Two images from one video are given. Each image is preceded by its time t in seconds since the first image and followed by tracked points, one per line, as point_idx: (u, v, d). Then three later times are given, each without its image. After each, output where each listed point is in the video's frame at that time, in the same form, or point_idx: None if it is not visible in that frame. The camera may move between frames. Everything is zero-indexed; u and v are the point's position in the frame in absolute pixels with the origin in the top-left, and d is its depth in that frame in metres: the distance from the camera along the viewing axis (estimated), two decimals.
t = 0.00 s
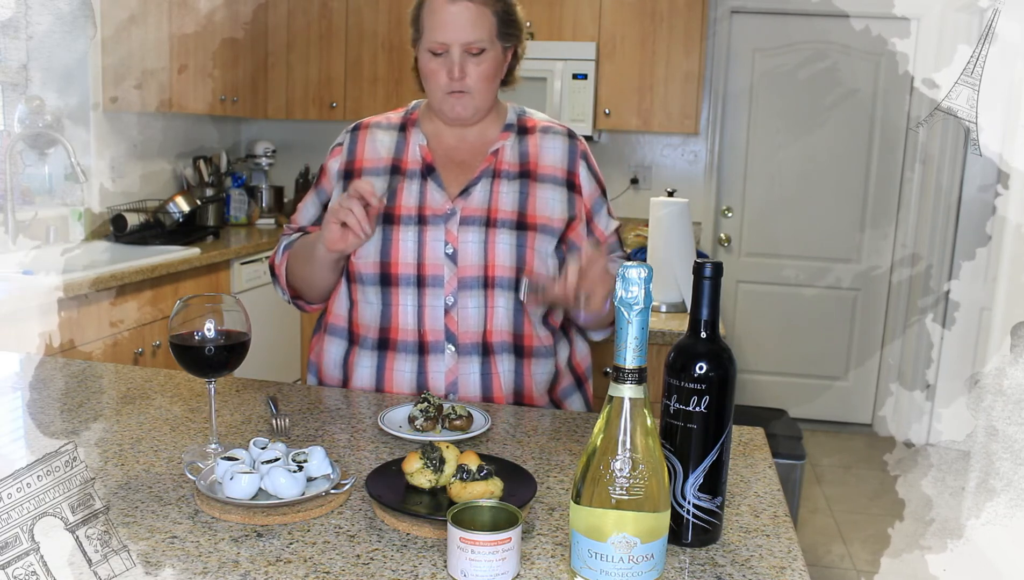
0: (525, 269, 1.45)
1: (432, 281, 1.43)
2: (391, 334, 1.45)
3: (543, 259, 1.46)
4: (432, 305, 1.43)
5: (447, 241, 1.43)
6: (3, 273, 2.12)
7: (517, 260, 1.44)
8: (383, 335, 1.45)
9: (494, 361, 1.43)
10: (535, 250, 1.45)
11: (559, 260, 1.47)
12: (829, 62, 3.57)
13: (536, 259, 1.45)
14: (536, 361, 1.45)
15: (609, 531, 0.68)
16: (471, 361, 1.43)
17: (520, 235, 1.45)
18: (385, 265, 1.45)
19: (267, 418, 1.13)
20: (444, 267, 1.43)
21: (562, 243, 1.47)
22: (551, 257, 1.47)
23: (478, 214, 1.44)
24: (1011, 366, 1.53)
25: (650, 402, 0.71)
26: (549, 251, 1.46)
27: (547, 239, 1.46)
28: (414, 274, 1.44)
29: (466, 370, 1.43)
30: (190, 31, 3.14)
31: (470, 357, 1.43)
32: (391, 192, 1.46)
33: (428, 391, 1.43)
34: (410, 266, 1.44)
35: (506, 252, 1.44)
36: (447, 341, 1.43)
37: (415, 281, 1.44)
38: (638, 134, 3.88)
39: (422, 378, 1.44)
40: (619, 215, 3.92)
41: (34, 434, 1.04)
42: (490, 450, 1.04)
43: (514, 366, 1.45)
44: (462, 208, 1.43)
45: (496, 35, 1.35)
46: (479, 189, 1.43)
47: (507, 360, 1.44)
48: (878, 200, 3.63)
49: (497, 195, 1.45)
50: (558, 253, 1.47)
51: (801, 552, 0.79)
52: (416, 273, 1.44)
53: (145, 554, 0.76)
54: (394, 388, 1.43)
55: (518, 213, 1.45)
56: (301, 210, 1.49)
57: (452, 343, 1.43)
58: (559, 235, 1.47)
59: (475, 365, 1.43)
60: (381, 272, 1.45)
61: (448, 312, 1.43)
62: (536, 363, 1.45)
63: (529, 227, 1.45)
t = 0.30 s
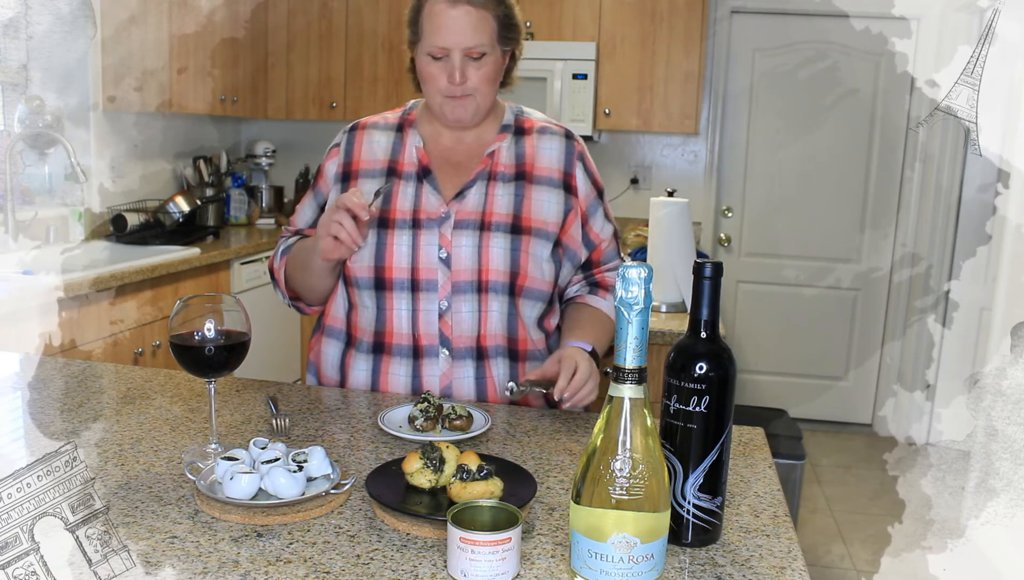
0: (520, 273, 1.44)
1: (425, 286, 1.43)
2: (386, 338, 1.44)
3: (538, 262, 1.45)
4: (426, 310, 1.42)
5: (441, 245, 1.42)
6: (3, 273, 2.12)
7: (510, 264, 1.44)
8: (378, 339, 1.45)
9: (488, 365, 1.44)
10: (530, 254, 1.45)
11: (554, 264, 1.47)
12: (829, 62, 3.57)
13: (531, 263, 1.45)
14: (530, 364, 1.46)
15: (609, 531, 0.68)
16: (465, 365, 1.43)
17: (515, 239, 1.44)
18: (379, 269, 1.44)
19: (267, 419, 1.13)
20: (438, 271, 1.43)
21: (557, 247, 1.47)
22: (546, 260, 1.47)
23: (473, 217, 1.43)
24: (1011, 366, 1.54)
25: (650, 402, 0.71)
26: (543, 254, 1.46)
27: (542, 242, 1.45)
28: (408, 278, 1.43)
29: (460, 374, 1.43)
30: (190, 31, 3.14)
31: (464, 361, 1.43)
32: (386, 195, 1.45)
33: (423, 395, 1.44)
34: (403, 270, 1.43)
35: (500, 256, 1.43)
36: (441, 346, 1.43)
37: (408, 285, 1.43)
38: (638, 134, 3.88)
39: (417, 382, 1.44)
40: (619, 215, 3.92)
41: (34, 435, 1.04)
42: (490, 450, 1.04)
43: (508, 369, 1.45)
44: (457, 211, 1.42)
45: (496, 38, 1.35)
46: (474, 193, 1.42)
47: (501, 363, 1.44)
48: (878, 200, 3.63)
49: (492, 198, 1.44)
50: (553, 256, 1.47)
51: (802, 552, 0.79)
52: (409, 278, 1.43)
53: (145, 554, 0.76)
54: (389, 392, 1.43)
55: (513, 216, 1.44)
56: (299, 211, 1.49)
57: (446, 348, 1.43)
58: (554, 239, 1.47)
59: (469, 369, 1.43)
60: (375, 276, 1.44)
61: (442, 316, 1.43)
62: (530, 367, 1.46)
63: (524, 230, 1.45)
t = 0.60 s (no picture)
0: (518, 273, 1.44)
1: (424, 285, 1.43)
2: (384, 338, 1.44)
3: (537, 261, 1.45)
4: (423, 310, 1.42)
5: (439, 245, 1.42)
6: (3, 272, 2.12)
7: (508, 264, 1.44)
8: (377, 339, 1.45)
9: (486, 365, 1.44)
10: (528, 254, 1.45)
11: (553, 264, 1.47)
12: (829, 62, 3.57)
13: (528, 262, 1.45)
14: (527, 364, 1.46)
15: (609, 531, 0.68)
16: (463, 365, 1.43)
17: (513, 239, 1.44)
18: (377, 269, 1.44)
19: (267, 419, 1.13)
20: (436, 271, 1.42)
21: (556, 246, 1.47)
22: (545, 260, 1.46)
23: (471, 217, 1.43)
24: (1010, 366, 1.55)
25: (650, 402, 0.71)
26: (542, 254, 1.46)
27: (540, 241, 1.45)
28: (405, 278, 1.43)
29: (458, 374, 1.43)
30: (190, 31, 3.14)
31: (462, 361, 1.43)
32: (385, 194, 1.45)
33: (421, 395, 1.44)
34: (402, 270, 1.43)
35: (498, 256, 1.43)
36: (439, 345, 1.43)
37: (406, 285, 1.43)
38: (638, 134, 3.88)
39: (414, 382, 1.44)
40: (619, 215, 3.92)
41: (34, 434, 1.04)
42: (490, 450, 1.04)
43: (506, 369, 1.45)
44: (455, 211, 1.42)
45: (498, 39, 1.35)
46: (472, 192, 1.42)
47: (499, 363, 1.44)
48: (878, 199, 3.63)
49: (491, 197, 1.44)
50: (552, 256, 1.47)
51: (801, 552, 0.79)
52: (408, 278, 1.43)
53: (145, 554, 0.76)
54: (387, 391, 1.43)
55: (512, 216, 1.44)
56: (298, 212, 1.49)
57: (444, 347, 1.43)
58: (553, 238, 1.47)
59: (467, 369, 1.43)
60: (373, 276, 1.44)
61: (440, 315, 1.43)
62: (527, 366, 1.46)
63: (522, 229, 1.45)
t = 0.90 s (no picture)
0: (519, 272, 1.44)
1: (425, 285, 1.43)
2: (385, 338, 1.44)
3: (539, 262, 1.45)
4: (424, 310, 1.42)
5: (441, 244, 1.42)
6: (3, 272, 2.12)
7: (510, 263, 1.44)
8: (377, 339, 1.45)
9: (487, 365, 1.44)
10: (530, 254, 1.45)
11: (555, 264, 1.47)
12: (829, 62, 3.57)
13: (530, 262, 1.45)
14: (527, 365, 1.46)
15: (609, 531, 0.68)
16: (464, 365, 1.43)
17: (514, 239, 1.44)
18: (379, 269, 1.44)
19: (267, 419, 1.13)
20: (437, 270, 1.42)
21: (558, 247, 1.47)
22: (546, 260, 1.46)
23: (473, 216, 1.42)
24: (1011, 366, 1.55)
25: (650, 402, 0.71)
26: (544, 254, 1.46)
27: (542, 241, 1.45)
28: (407, 277, 1.43)
29: (459, 374, 1.43)
30: (190, 31, 3.14)
31: (463, 361, 1.43)
32: (387, 193, 1.45)
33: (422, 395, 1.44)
34: (403, 269, 1.43)
35: (499, 256, 1.43)
36: (440, 345, 1.43)
37: (408, 284, 1.43)
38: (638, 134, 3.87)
39: (415, 382, 1.44)
40: (619, 215, 3.92)
41: (34, 434, 1.04)
42: (490, 450, 1.04)
43: (507, 369, 1.45)
44: (457, 210, 1.42)
45: (501, 37, 1.36)
46: (474, 191, 1.42)
47: (500, 363, 1.45)
48: (878, 199, 3.63)
49: (492, 196, 1.43)
50: (554, 256, 1.47)
51: (801, 552, 0.79)
52: (409, 277, 1.43)
53: (145, 554, 0.76)
54: (388, 391, 1.43)
55: (513, 215, 1.44)
56: (299, 211, 1.50)
57: (445, 347, 1.43)
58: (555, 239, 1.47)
59: (468, 369, 1.43)
60: (374, 276, 1.44)
61: (441, 315, 1.43)
62: (527, 367, 1.46)
63: (524, 229, 1.44)
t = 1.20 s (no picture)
0: (521, 275, 1.43)
1: (425, 288, 1.43)
2: (386, 339, 1.45)
3: (540, 264, 1.43)
4: (425, 313, 1.43)
5: (441, 247, 1.42)
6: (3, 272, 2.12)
7: (510, 265, 1.43)
8: (379, 339, 1.46)
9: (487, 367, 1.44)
10: (531, 257, 1.43)
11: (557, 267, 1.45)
12: (829, 62, 3.57)
13: (532, 265, 1.43)
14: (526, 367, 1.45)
15: (609, 531, 0.68)
16: (464, 367, 1.44)
17: (515, 240, 1.43)
18: (380, 270, 1.44)
19: (267, 419, 1.13)
20: (439, 273, 1.42)
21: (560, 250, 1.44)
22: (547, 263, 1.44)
23: (474, 219, 1.42)
24: (1010, 366, 1.55)
25: (650, 402, 0.71)
26: (545, 257, 1.43)
27: (544, 243, 1.43)
28: (408, 280, 1.43)
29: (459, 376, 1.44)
30: (190, 31, 3.14)
31: (463, 364, 1.44)
32: (390, 194, 1.45)
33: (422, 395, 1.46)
34: (404, 271, 1.43)
35: (500, 259, 1.42)
36: (441, 347, 1.44)
37: (409, 286, 1.44)
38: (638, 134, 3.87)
39: (416, 382, 1.46)
40: (619, 215, 3.92)
41: (34, 434, 1.04)
42: (490, 450, 1.04)
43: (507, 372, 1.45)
44: (458, 213, 1.41)
45: (502, 34, 1.35)
46: (476, 194, 1.41)
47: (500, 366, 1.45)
48: (878, 198, 3.63)
49: (494, 199, 1.42)
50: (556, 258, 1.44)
51: (801, 552, 0.79)
52: (410, 279, 1.43)
53: (145, 554, 0.76)
54: (389, 392, 1.44)
55: (514, 216, 1.43)
56: (303, 208, 1.50)
57: (446, 350, 1.44)
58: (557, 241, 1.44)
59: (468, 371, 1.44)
60: (376, 277, 1.45)
61: (442, 318, 1.43)
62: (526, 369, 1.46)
63: (526, 231, 1.43)
